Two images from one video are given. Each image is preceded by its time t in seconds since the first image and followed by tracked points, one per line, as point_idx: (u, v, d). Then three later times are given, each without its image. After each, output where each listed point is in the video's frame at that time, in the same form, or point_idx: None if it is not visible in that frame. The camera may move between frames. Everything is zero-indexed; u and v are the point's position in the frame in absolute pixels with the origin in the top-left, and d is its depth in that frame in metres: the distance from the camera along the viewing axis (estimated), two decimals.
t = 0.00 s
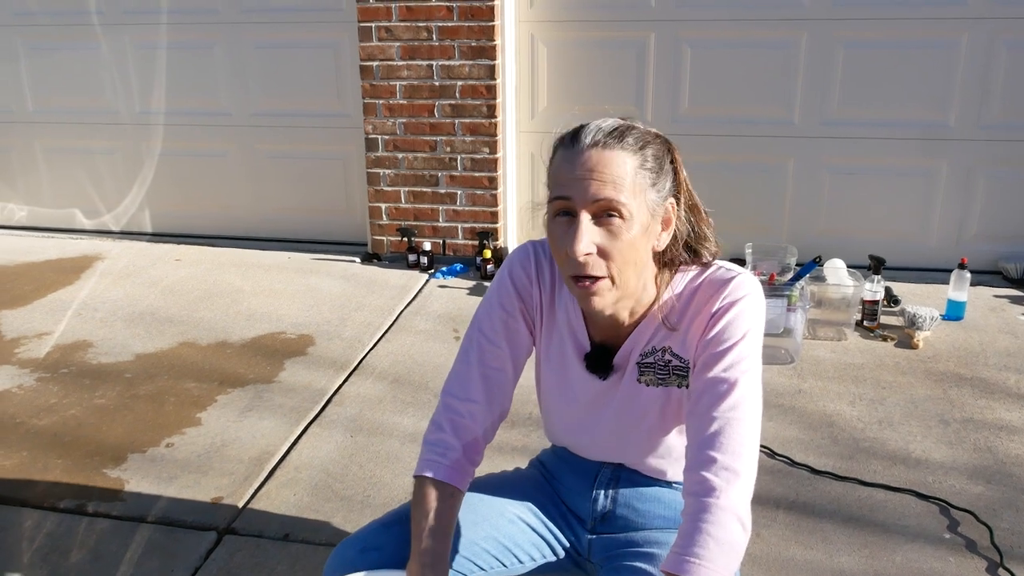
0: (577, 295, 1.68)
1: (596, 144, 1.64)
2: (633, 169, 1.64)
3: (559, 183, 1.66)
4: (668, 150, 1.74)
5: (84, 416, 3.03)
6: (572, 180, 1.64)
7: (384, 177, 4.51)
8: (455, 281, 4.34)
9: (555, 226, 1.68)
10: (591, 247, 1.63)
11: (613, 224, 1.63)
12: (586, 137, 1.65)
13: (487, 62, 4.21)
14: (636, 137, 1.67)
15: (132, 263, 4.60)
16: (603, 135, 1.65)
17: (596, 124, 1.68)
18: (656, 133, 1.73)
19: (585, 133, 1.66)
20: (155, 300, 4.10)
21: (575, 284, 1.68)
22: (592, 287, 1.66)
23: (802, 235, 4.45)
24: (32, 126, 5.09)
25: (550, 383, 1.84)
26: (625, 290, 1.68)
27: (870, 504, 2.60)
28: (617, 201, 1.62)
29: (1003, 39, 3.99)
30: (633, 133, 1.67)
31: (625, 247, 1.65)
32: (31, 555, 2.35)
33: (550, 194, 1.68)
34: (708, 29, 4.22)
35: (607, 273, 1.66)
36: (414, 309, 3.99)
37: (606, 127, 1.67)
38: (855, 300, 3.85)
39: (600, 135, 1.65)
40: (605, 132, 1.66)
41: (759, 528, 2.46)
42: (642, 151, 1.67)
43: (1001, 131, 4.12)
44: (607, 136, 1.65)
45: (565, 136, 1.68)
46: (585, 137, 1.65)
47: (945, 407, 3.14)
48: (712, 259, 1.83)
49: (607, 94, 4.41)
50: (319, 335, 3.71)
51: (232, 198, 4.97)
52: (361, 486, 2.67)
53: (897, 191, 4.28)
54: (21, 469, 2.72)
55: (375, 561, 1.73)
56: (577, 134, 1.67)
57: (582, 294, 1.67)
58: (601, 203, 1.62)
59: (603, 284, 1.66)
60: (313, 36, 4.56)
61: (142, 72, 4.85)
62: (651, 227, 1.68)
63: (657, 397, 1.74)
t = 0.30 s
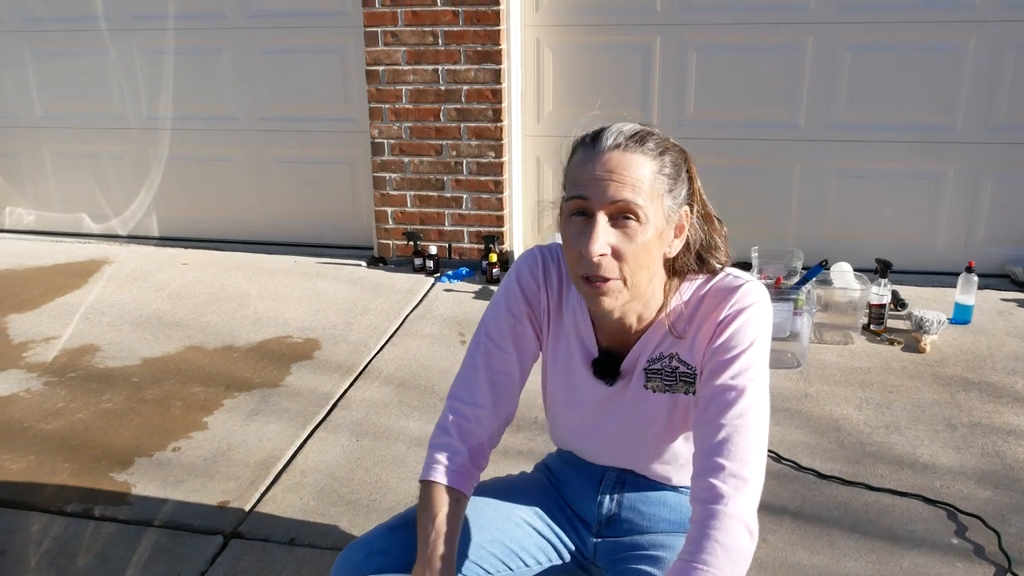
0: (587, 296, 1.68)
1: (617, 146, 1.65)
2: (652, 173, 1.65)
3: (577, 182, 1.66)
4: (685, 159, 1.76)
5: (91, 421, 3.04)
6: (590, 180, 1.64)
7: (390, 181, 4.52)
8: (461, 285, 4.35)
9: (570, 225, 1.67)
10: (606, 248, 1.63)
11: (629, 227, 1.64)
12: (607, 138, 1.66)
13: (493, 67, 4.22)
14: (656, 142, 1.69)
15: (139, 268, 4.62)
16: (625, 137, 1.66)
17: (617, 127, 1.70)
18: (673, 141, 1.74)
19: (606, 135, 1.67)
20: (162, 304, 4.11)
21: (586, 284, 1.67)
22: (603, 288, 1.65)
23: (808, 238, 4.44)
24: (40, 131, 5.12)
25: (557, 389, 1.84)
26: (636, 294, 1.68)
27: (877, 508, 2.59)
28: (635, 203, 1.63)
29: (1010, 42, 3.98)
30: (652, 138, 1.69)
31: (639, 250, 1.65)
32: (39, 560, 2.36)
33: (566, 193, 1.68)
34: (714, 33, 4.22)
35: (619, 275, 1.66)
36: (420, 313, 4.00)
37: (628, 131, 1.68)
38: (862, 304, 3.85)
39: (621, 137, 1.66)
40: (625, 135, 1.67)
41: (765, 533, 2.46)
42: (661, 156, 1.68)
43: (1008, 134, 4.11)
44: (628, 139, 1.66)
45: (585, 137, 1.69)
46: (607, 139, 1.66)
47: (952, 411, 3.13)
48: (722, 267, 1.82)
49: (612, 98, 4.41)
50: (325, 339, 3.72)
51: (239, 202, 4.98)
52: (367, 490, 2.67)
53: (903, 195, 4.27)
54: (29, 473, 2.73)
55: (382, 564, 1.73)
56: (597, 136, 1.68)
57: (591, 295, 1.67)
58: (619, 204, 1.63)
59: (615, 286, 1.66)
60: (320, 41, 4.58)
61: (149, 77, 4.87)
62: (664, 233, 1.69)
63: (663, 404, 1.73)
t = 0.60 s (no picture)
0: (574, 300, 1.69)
1: (606, 152, 1.65)
2: (639, 180, 1.64)
3: (567, 187, 1.68)
4: (687, 167, 1.74)
5: (93, 424, 3.04)
6: (577, 186, 1.66)
7: (393, 184, 4.52)
8: (463, 288, 4.35)
9: (560, 230, 1.70)
10: (588, 253, 1.64)
11: (613, 232, 1.64)
12: (600, 144, 1.67)
13: (495, 69, 4.23)
14: (649, 149, 1.67)
15: (142, 271, 4.62)
16: (616, 144, 1.66)
17: (614, 133, 1.70)
18: (675, 149, 1.73)
19: (599, 141, 1.68)
20: (164, 307, 4.12)
21: (574, 289, 1.69)
22: (588, 292, 1.67)
23: (811, 240, 4.43)
24: (43, 134, 5.13)
25: (560, 392, 1.84)
26: (625, 300, 1.68)
27: (879, 511, 2.59)
28: (619, 209, 1.63)
29: (1012, 44, 3.98)
30: (646, 144, 1.68)
31: (626, 257, 1.65)
32: (41, 563, 2.36)
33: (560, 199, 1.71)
34: (717, 36, 4.22)
35: (606, 281, 1.66)
36: (423, 316, 4.00)
37: (621, 137, 1.68)
38: (866, 305, 3.81)
39: (614, 143, 1.66)
40: (618, 141, 1.67)
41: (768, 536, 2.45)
42: (654, 163, 1.67)
43: (1010, 136, 4.10)
44: (621, 145, 1.66)
45: (581, 142, 1.71)
46: (597, 145, 1.67)
47: (955, 414, 3.12)
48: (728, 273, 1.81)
49: (614, 100, 4.41)
50: (328, 342, 3.72)
51: (241, 205, 4.99)
52: (369, 494, 2.67)
53: (906, 197, 4.27)
54: (31, 476, 2.73)
55: (384, 568, 1.73)
56: (591, 142, 1.69)
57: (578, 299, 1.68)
58: (605, 210, 1.63)
59: (600, 291, 1.67)
60: (323, 44, 4.58)
61: (152, 80, 4.88)
62: (655, 240, 1.68)
63: (667, 409, 1.73)
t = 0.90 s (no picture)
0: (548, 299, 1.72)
1: (592, 158, 1.64)
2: (616, 189, 1.61)
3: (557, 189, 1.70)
4: (690, 182, 1.68)
5: (93, 425, 3.04)
6: (560, 189, 1.67)
7: (393, 185, 4.52)
8: (464, 289, 4.34)
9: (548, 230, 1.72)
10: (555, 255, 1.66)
11: (583, 239, 1.63)
12: (594, 149, 1.66)
13: (497, 71, 4.22)
14: (638, 159, 1.63)
15: (142, 272, 4.62)
16: (604, 150, 1.64)
17: (616, 139, 1.67)
18: (678, 163, 1.67)
19: (593, 146, 1.67)
20: (165, 308, 4.11)
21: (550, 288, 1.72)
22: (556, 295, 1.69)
23: (812, 242, 4.43)
24: (44, 135, 5.13)
25: (561, 394, 1.84)
26: (591, 304, 1.68)
27: (880, 514, 2.59)
28: (588, 216, 1.62)
29: (1014, 47, 3.98)
30: (636, 154, 1.63)
31: (593, 264, 1.64)
32: (40, 564, 2.36)
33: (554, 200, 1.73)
34: (718, 38, 4.22)
35: (572, 283, 1.67)
36: (423, 318, 4.00)
37: (614, 144, 1.66)
38: (866, 308, 3.82)
39: (604, 150, 1.64)
40: (609, 148, 1.65)
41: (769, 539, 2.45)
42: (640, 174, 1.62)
43: (1011, 139, 4.10)
44: (611, 152, 1.64)
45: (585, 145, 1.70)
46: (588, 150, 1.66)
47: (956, 417, 3.12)
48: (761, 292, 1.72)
49: (615, 102, 4.41)
50: (328, 343, 3.72)
51: (242, 206, 4.99)
52: (370, 495, 2.67)
53: (907, 199, 4.26)
54: (31, 477, 2.73)
55: (384, 571, 1.72)
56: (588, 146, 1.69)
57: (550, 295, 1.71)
58: (577, 215, 1.63)
59: (566, 292, 1.68)
60: (324, 45, 4.58)
61: (153, 81, 4.88)
62: (632, 252, 1.64)
63: (668, 415, 1.73)
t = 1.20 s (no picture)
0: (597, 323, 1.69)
1: (586, 177, 1.60)
2: (626, 194, 1.60)
3: (555, 219, 1.64)
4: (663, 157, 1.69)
5: (94, 425, 3.03)
6: (567, 216, 1.62)
7: (395, 186, 4.52)
8: (465, 290, 4.34)
9: (562, 260, 1.67)
10: (600, 279, 1.63)
11: (619, 251, 1.62)
12: (575, 169, 1.62)
13: (498, 71, 4.22)
14: (624, 157, 1.62)
15: (144, 271, 4.62)
16: (592, 163, 1.61)
17: (584, 151, 1.64)
18: (645, 143, 1.68)
19: (574, 165, 1.62)
20: (166, 308, 4.11)
21: (594, 312, 1.68)
22: (612, 314, 1.66)
23: (813, 244, 4.42)
24: (46, 134, 5.13)
25: (566, 396, 1.84)
26: (648, 307, 1.68)
27: (881, 516, 2.58)
28: (616, 228, 1.60)
29: (1017, 49, 3.97)
30: (620, 153, 1.63)
31: (635, 268, 1.63)
32: (40, 564, 2.36)
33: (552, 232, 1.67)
34: (720, 40, 4.21)
35: (624, 295, 1.65)
36: (424, 318, 3.99)
37: (593, 153, 1.63)
38: (868, 310, 3.82)
39: (586, 168, 1.61)
40: (593, 157, 1.62)
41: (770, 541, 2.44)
42: (633, 170, 1.62)
43: (1014, 141, 4.09)
44: (595, 164, 1.61)
45: (556, 170, 1.65)
46: (576, 169, 1.61)
47: (958, 419, 3.11)
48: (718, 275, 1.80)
49: (617, 103, 4.41)
50: (329, 343, 3.72)
51: (243, 206, 4.98)
52: (370, 496, 2.66)
53: (909, 202, 4.26)
54: (31, 476, 2.73)
55: (383, 572, 1.72)
56: (567, 166, 1.64)
57: (602, 319, 1.68)
58: (600, 232, 1.60)
59: (624, 307, 1.66)
60: (326, 45, 4.58)
61: (155, 81, 4.88)
62: (659, 243, 1.66)
63: (676, 418, 1.72)
